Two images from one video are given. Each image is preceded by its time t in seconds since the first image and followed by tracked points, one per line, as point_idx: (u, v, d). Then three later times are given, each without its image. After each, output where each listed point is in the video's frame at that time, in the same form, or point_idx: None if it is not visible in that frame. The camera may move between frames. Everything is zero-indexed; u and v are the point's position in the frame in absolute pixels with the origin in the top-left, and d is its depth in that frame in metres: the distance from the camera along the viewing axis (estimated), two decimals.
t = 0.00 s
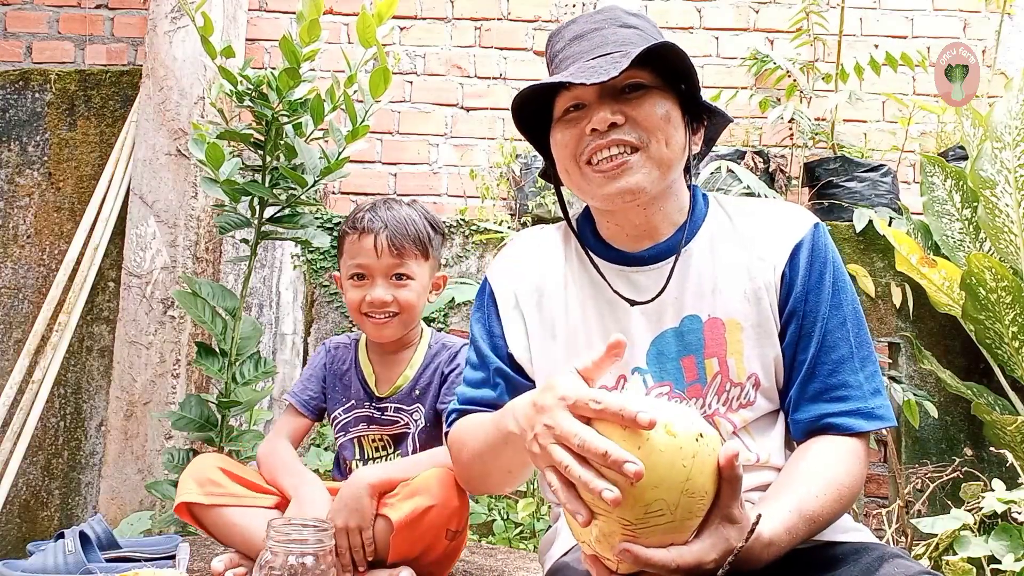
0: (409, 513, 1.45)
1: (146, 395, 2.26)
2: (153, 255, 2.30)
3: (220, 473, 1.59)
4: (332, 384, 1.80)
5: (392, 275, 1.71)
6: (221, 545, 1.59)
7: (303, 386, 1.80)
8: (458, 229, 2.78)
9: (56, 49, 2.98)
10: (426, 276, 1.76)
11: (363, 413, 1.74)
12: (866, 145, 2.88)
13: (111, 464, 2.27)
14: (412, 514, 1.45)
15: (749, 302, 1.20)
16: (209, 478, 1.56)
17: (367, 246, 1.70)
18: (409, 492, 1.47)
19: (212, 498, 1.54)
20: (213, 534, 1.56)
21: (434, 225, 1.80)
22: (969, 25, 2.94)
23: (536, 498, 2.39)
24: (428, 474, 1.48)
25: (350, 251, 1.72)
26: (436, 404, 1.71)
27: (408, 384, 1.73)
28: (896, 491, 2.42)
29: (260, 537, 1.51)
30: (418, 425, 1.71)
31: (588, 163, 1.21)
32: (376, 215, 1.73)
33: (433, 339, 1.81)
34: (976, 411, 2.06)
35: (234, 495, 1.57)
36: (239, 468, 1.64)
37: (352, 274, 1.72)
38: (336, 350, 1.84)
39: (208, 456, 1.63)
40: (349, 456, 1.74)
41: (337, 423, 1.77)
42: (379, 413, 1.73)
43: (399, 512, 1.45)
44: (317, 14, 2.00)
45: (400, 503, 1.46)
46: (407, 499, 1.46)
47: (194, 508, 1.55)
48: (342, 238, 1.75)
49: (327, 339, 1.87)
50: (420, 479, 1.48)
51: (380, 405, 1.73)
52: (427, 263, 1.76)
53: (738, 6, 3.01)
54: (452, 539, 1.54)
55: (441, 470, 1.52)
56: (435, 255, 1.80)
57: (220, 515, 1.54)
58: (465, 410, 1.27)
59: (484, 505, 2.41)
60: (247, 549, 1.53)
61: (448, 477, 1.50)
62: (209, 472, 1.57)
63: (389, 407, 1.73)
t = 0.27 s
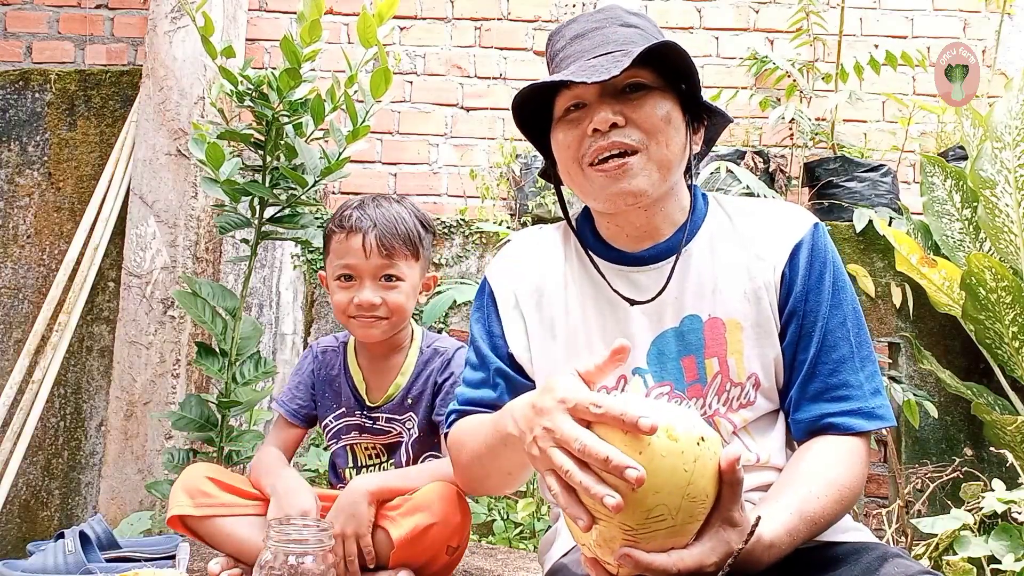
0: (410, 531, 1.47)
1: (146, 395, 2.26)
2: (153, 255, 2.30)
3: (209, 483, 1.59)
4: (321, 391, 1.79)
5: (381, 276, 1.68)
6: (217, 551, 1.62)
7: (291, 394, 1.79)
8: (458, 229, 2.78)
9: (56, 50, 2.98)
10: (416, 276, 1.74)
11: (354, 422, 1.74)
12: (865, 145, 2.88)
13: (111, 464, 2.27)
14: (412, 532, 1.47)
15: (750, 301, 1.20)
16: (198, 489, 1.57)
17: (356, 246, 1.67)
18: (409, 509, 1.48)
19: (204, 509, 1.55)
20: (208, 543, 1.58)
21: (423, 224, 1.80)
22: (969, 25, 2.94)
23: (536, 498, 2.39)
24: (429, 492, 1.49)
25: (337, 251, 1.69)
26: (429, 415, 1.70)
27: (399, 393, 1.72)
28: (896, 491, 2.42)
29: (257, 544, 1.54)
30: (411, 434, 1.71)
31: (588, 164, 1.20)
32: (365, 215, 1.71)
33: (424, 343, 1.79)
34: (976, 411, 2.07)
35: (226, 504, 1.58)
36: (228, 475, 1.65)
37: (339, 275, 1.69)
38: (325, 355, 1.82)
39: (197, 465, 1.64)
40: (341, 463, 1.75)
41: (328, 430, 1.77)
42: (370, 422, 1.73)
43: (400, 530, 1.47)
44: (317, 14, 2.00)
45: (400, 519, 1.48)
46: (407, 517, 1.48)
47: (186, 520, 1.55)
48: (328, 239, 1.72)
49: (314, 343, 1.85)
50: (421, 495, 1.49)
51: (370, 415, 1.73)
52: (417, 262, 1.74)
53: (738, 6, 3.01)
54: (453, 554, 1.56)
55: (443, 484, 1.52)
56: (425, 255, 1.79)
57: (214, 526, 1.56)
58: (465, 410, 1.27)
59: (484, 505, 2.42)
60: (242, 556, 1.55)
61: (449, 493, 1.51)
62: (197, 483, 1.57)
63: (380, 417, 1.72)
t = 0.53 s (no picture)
0: (414, 535, 1.47)
1: (146, 395, 2.26)
2: (153, 255, 2.30)
3: (207, 486, 1.59)
4: (319, 393, 1.78)
5: (377, 280, 1.68)
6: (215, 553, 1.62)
7: (286, 397, 1.78)
8: (458, 229, 2.78)
9: (56, 50, 2.98)
10: (413, 277, 1.74)
11: (354, 424, 1.74)
12: (866, 145, 2.88)
13: (111, 464, 2.27)
14: (417, 536, 1.47)
15: (751, 302, 1.20)
16: (197, 492, 1.56)
17: (350, 251, 1.66)
18: (411, 515, 1.48)
19: (203, 512, 1.55)
20: (207, 546, 1.58)
21: (416, 223, 1.80)
22: (969, 25, 2.94)
23: (537, 498, 2.40)
24: (431, 495, 1.50)
25: (332, 257, 1.68)
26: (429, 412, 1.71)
27: (399, 392, 1.72)
28: (896, 491, 2.42)
29: (257, 547, 1.54)
30: (412, 432, 1.72)
31: (587, 165, 1.20)
32: (357, 220, 1.70)
33: (420, 339, 1.79)
34: (976, 411, 2.06)
35: (224, 507, 1.58)
36: (225, 477, 1.65)
37: (334, 280, 1.69)
38: (321, 356, 1.81)
39: (195, 467, 1.63)
40: (341, 465, 1.75)
41: (328, 432, 1.76)
42: (371, 424, 1.73)
43: (403, 535, 1.47)
44: (317, 14, 2.00)
45: (403, 523, 1.48)
46: (410, 522, 1.48)
47: (184, 523, 1.55)
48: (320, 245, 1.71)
49: (308, 344, 1.83)
50: (424, 499, 1.50)
51: (371, 416, 1.73)
52: (413, 262, 1.74)
53: (738, 6, 3.01)
54: (457, 556, 1.57)
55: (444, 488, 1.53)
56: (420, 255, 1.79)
57: (214, 529, 1.56)
58: (466, 410, 1.26)
59: (484, 505, 2.41)
60: (241, 558, 1.56)
61: (450, 496, 1.53)
62: (195, 486, 1.57)
63: (381, 418, 1.72)
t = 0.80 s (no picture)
0: (414, 535, 1.48)
1: (146, 395, 2.26)
2: (153, 255, 2.30)
3: (205, 486, 1.59)
4: (314, 395, 1.78)
5: (371, 280, 1.68)
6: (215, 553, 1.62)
7: (284, 401, 1.78)
8: (458, 229, 2.78)
9: (56, 49, 2.98)
10: (408, 276, 1.74)
11: (350, 426, 1.74)
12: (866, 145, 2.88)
13: (111, 464, 2.27)
14: (418, 535, 1.48)
15: (753, 304, 1.20)
16: (195, 493, 1.57)
17: (345, 251, 1.66)
18: (411, 515, 1.49)
19: (201, 512, 1.56)
20: (207, 547, 1.58)
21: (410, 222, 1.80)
22: (969, 25, 2.94)
23: (537, 498, 2.40)
24: (431, 495, 1.51)
25: (325, 258, 1.68)
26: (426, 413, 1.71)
27: (394, 393, 1.71)
28: (896, 491, 2.42)
29: (257, 546, 1.54)
30: (408, 434, 1.72)
31: (587, 167, 1.20)
32: (349, 220, 1.70)
33: (416, 339, 1.78)
34: (976, 411, 2.06)
35: (222, 507, 1.58)
36: (226, 479, 1.65)
37: (329, 282, 1.69)
38: (316, 358, 1.80)
39: (195, 468, 1.64)
40: (339, 467, 1.75)
41: (324, 434, 1.76)
42: (366, 426, 1.73)
43: (403, 535, 1.48)
44: (317, 14, 2.00)
45: (403, 523, 1.49)
46: (410, 522, 1.49)
47: (183, 524, 1.56)
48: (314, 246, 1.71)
49: (305, 345, 1.83)
50: (424, 499, 1.50)
51: (366, 418, 1.73)
52: (407, 262, 1.74)
53: (738, 6, 3.01)
54: (457, 556, 1.57)
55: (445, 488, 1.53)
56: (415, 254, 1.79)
57: (214, 530, 1.56)
58: (468, 410, 1.26)
59: (484, 505, 2.42)
60: (239, 558, 1.55)
61: (451, 496, 1.53)
62: (194, 487, 1.58)
63: (377, 420, 1.72)
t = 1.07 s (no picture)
0: (415, 535, 1.48)
1: (146, 395, 2.26)
2: (153, 255, 2.30)
3: (205, 487, 1.59)
4: (314, 395, 1.78)
5: (372, 277, 1.68)
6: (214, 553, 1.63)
7: (284, 401, 1.78)
8: (458, 229, 2.78)
9: (56, 49, 2.98)
10: (408, 274, 1.74)
11: (350, 426, 1.74)
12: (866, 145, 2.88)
13: (111, 464, 2.27)
14: (419, 536, 1.48)
15: (754, 304, 1.20)
16: (194, 494, 1.57)
17: (345, 248, 1.66)
18: (411, 515, 1.49)
19: (201, 513, 1.56)
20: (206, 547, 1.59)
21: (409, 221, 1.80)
22: (969, 25, 2.94)
23: (537, 498, 2.39)
24: (432, 496, 1.51)
25: (325, 255, 1.68)
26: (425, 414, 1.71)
27: (394, 394, 1.71)
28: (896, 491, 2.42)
29: (256, 547, 1.54)
30: (408, 436, 1.72)
31: (588, 168, 1.20)
32: (349, 217, 1.70)
33: (415, 340, 1.78)
34: (976, 411, 2.06)
35: (222, 508, 1.58)
36: (226, 479, 1.65)
37: (331, 278, 1.68)
38: (316, 359, 1.80)
39: (194, 468, 1.64)
40: (339, 467, 1.76)
41: (324, 435, 1.77)
42: (366, 427, 1.73)
43: (404, 535, 1.48)
44: (317, 14, 2.00)
45: (404, 524, 1.49)
46: (411, 522, 1.49)
47: (183, 525, 1.56)
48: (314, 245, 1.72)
49: (305, 346, 1.83)
50: (424, 500, 1.50)
51: (366, 419, 1.73)
52: (407, 259, 1.74)
53: (738, 6, 3.01)
54: (457, 557, 1.57)
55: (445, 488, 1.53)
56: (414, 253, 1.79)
57: (215, 531, 1.56)
58: (469, 410, 1.26)
59: (484, 505, 2.42)
60: (238, 559, 1.56)
61: (452, 497, 1.53)
62: (193, 488, 1.57)
63: (376, 421, 1.72)
